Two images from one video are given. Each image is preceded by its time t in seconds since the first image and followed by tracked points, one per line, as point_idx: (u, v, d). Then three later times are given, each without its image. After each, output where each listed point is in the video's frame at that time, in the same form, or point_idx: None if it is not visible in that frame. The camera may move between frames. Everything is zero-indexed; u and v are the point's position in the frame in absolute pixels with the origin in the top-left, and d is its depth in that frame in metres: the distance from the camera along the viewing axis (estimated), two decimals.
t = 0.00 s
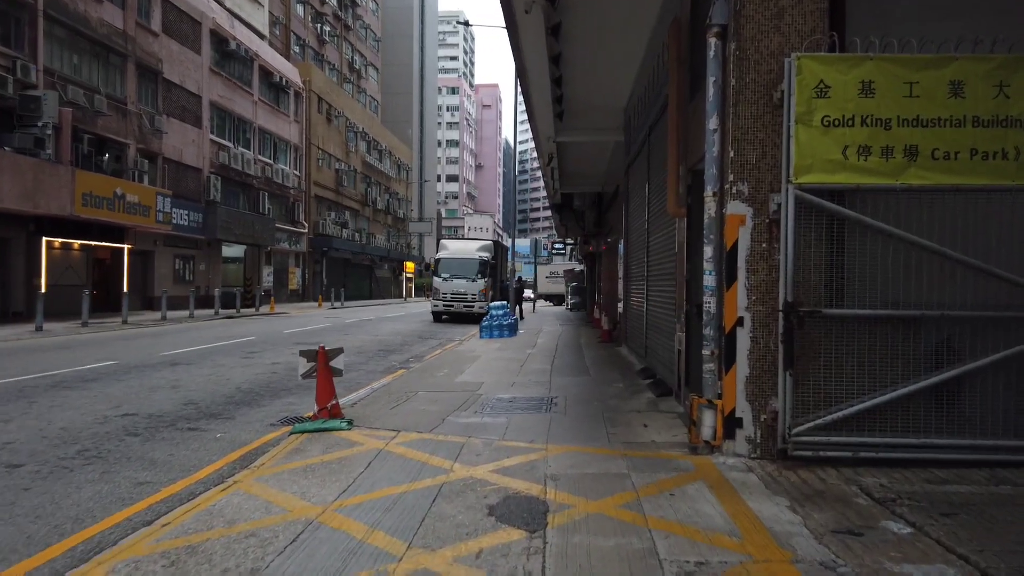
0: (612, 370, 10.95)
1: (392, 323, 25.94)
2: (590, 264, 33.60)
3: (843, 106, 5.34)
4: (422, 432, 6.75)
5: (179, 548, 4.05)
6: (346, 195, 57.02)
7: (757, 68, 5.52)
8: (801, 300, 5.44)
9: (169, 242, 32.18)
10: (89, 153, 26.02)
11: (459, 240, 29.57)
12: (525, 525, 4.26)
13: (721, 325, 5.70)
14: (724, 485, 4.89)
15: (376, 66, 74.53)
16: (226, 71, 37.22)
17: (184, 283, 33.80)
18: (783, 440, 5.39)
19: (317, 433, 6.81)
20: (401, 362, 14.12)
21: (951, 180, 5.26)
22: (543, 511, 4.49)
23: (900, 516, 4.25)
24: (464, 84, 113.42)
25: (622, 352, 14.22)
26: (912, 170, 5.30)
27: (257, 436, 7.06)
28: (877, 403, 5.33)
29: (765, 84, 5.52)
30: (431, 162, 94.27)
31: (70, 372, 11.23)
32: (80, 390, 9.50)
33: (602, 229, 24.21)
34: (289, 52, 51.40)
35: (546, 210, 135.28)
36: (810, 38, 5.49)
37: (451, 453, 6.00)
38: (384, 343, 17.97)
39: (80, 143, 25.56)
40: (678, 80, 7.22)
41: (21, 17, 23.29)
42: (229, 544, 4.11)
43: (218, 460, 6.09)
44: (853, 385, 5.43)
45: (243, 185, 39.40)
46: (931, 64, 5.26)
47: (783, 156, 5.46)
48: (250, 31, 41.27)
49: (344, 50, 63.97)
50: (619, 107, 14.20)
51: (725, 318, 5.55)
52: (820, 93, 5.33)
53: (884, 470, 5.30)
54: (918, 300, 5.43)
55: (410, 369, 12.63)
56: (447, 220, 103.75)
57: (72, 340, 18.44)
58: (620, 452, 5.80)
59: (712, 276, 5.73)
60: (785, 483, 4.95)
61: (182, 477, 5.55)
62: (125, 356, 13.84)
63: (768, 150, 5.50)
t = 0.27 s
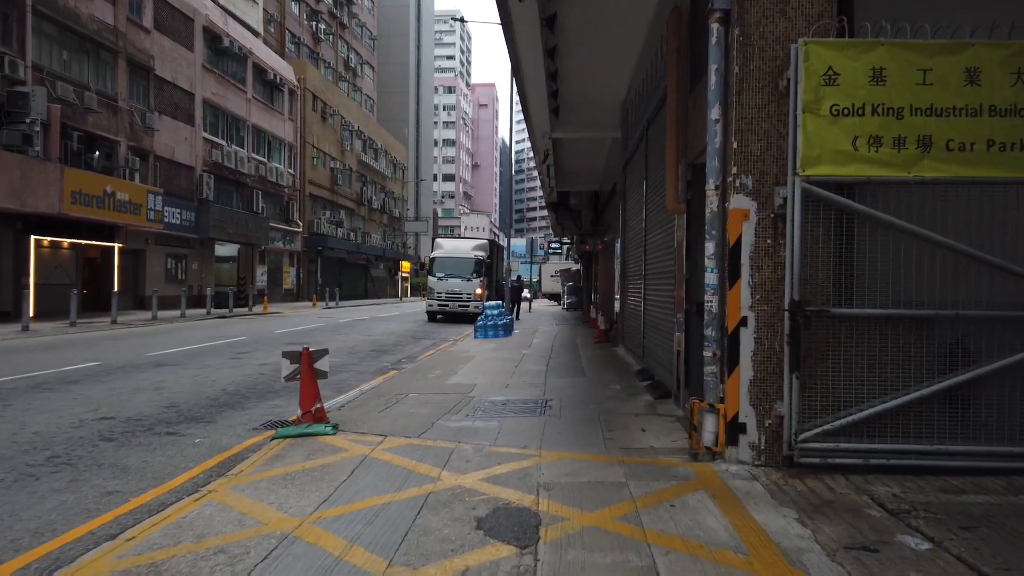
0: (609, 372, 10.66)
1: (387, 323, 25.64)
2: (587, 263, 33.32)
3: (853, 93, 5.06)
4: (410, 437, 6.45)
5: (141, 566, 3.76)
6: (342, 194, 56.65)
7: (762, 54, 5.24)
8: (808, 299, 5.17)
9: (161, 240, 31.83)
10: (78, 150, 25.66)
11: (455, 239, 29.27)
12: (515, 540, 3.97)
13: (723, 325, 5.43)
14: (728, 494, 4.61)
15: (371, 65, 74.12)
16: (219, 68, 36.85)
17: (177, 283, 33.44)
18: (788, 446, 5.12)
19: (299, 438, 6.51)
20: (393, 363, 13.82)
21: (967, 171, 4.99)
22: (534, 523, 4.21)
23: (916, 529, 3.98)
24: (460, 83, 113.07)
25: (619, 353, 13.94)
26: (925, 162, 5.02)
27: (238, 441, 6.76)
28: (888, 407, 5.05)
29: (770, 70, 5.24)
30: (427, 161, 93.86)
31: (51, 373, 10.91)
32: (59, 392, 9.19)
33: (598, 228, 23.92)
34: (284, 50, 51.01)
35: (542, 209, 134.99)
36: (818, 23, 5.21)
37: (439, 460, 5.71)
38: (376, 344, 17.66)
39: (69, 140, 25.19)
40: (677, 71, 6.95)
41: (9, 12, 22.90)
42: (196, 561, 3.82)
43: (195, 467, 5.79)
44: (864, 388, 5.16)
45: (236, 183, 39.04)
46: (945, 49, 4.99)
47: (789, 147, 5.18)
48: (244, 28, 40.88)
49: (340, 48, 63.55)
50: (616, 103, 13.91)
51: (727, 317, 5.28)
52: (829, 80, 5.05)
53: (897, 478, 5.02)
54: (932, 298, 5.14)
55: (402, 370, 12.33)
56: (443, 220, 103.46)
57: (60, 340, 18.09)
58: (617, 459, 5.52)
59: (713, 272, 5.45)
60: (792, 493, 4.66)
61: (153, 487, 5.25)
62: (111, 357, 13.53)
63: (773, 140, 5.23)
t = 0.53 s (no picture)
0: (607, 376, 10.33)
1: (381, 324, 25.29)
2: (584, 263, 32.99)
3: (867, 83, 4.74)
4: (397, 448, 6.10)
5: None
6: (337, 194, 56.26)
7: (769, 42, 4.93)
8: (819, 303, 4.85)
9: (153, 241, 31.46)
10: (67, 149, 25.27)
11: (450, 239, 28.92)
12: (504, 567, 3.64)
13: (727, 331, 5.11)
14: (734, 513, 4.29)
15: (367, 64, 73.71)
16: (212, 67, 36.45)
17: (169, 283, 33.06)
18: (798, 460, 4.80)
19: (281, 449, 6.16)
20: (385, 366, 13.48)
21: (989, 165, 4.67)
22: (526, 547, 3.88)
23: (940, 554, 3.66)
24: (457, 83, 112.68)
25: (616, 356, 13.62)
26: (944, 156, 4.70)
27: (216, 451, 6.42)
28: (904, 418, 4.73)
29: (777, 59, 4.93)
30: (424, 161, 93.45)
31: (30, 378, 10.56)
32: (35, 398, 8.84)
33: (596, 228, 23.58)
34: (278, 49, 50.59)
35: (539, 209, 134.65)
36: (828, 9, 4.90)
37: (427, 473, 5.38)
38: (370, 346, 17.31)
39: (58, 139, 24.81)
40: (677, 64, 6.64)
41: None
42: None
43: (167, 481, 5.46)
44: (878, 397, 4.84)
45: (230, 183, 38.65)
46: (965, 36, 4.68)
47: (798, 142, 4.87)
48: (237, 26, 40.48)
49: (335, 47, 63.14)
50: (614, 99, 13.57)
51: (733, 322, 4.95)
52: (841, 68, 4.73)
53: (914, 494, 4.70)
54: (951, 302, 4.82)
55: (394, 374, 11.98)
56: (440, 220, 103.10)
57: (46, 342, 17.73)
58: (615, 473, 5.19)
59: (717, 274, 5.13)
60: (804, 511, 4.34)
61: (120, 504, 4.91)
62: (95, 360, 13.17)
63: (781, 134, 4.91)
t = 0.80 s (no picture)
0: (609, 378, 10.05)
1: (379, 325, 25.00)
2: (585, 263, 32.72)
3: (889, 67, 4.45)
4: (390, 454, 5.81)
5: None
6: (336, 193, 55.96)
7: (784, 24, 4.64)
8: (837, 301, 4.57)
9: (150, 240, 31.19)
10: (62, 148, 25.00)
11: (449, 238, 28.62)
12: None
13: (739, 331, 4.83)
14: (749, 527, 4.00)
15: (366, 63, 73.40)
16: (209, 65, 36.15)
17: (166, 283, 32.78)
18: (815, 468, 4.51)
19: (269, 454, 5.87)
20: (382, 368, 13.19)
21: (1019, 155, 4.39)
22: (526, 565, 3.60)
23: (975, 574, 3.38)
24: (457, 83, 112.37)
25: (618, 357, 13.34)
26: (971, 146, 4.42)
27: (201, 457, 6.13)
28: (928, 424, 4.44)
29: (793, 43, 4.64)
30: (423, 161, 93.13)
31: (16, 379, 10.27)
32: (18, 400, 8.56)
33: (596, 227, 23.31)
34: (277, 47, 50.27)
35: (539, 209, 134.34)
36: None
37: (421, 481, 5.09)
38: (367, 346, 17.02)
39: (53, 138, 24.53)
40: (683, 53, 6.35)
41: None
42: None
43: (147, 490, 5.16)
44: (901, 402, 4.55)
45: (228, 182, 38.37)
46: (992, 18, 4.40)
47: (815, 130, 4.58)
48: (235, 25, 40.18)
49: (334, 46, 62.83)
50: (616, 95, 13.26)
51: (745, 322, 4.67)
52: (861, 52, 4.45)
53: (939, 505, 4.41)
54: (978, 300, 4.53)
55: (391, 375, 11.70)
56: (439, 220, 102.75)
57: (39, 343, 17.44)
58: (621, 481, 4.90)
59: (728, 271, 4.84)
60: (824, 525, 4.06)
61: (94, 516, 4.62)
62: (86, 361, 12.88)
63: (797, 122, 4.63)
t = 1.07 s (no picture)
0: (611, 382, 9.74)
1: (377, 326, 24.68)
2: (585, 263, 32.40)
3: (915, 55, 4.15)
4: (383, 466, 5.50)
5: None
6: (335, 193, 55.64)
7: (802, 9, 4.32)
8: (859, 306, 4.26)
9: (146, 240, 30.89)
10: (56, 146, 24.69)
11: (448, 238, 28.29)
12: None
13: (753, 339, 4.53)
14: (767, 553, 3.69)
15: (366, 63, 73.06)
16: (206, 63, 35.82)
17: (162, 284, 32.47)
18: (836, 486, 4.21)
19: (254, 467, 5.56)
20: (378, 371, 12.89)
21: None
22: None
23: None
24: (456, 83, 112.04)
25: (620, 360, 13.04)
26: (1004, 139, 4.11)
27: (184, 469, 5.81)
28: (956, 440, 4.14)
29: (813, 29, 4.32)
30: (423, 161, 92.78)
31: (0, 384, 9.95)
32: None
33: (597, 228, 23.01)
34: (275, 46, 49.91)
35: (539, 209, 133.99)
36: None
37: (414, 498, 4.77)
38: (364, 348, 16.71)
39: (47, 136, 24.22)
40: (690, 45, 6.06)
41: None
42: None
43: (122, 508, 4.83)
44: (928, 414, 4.24)
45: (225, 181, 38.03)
46: None
47: (835, 123, 4.28)
48: (233, 23, 39.85)
49: (334, 45, 62.51)
50: (618, 92, 12.95)
51: (760, 329, 4.37)
52: (885, 39, 4.15)
53: (968, 526, 4.11)
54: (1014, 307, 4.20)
55: (387, 379, 11.39)
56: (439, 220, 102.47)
57: (29, 345, 17.12)
58: (627, 499, 4.59)
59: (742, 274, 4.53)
60: (847, 549, 3.75)
61: (63, 536, 4.31)
62: (74, 364, 12.56)
63: (816, 114, 4.32)
